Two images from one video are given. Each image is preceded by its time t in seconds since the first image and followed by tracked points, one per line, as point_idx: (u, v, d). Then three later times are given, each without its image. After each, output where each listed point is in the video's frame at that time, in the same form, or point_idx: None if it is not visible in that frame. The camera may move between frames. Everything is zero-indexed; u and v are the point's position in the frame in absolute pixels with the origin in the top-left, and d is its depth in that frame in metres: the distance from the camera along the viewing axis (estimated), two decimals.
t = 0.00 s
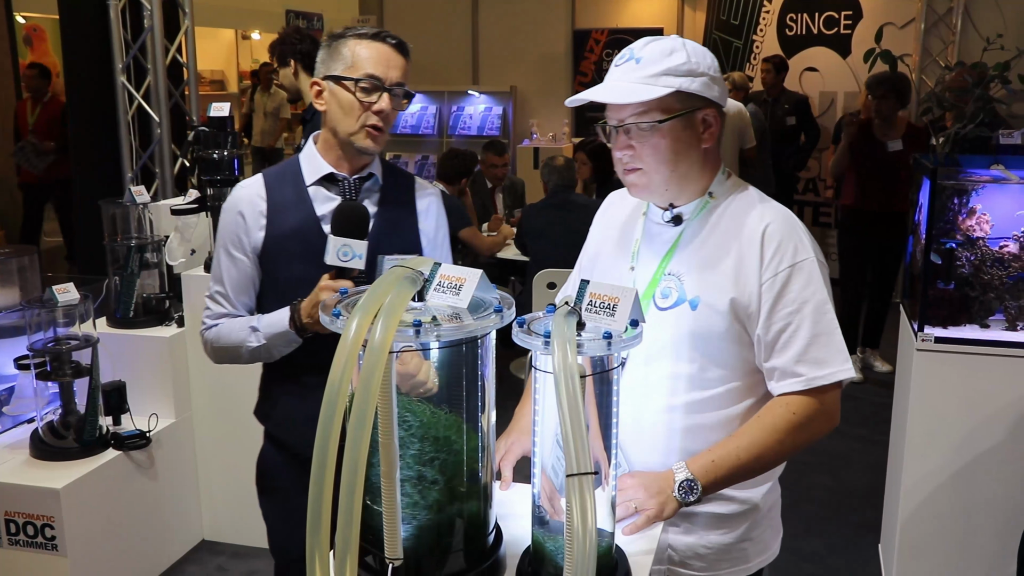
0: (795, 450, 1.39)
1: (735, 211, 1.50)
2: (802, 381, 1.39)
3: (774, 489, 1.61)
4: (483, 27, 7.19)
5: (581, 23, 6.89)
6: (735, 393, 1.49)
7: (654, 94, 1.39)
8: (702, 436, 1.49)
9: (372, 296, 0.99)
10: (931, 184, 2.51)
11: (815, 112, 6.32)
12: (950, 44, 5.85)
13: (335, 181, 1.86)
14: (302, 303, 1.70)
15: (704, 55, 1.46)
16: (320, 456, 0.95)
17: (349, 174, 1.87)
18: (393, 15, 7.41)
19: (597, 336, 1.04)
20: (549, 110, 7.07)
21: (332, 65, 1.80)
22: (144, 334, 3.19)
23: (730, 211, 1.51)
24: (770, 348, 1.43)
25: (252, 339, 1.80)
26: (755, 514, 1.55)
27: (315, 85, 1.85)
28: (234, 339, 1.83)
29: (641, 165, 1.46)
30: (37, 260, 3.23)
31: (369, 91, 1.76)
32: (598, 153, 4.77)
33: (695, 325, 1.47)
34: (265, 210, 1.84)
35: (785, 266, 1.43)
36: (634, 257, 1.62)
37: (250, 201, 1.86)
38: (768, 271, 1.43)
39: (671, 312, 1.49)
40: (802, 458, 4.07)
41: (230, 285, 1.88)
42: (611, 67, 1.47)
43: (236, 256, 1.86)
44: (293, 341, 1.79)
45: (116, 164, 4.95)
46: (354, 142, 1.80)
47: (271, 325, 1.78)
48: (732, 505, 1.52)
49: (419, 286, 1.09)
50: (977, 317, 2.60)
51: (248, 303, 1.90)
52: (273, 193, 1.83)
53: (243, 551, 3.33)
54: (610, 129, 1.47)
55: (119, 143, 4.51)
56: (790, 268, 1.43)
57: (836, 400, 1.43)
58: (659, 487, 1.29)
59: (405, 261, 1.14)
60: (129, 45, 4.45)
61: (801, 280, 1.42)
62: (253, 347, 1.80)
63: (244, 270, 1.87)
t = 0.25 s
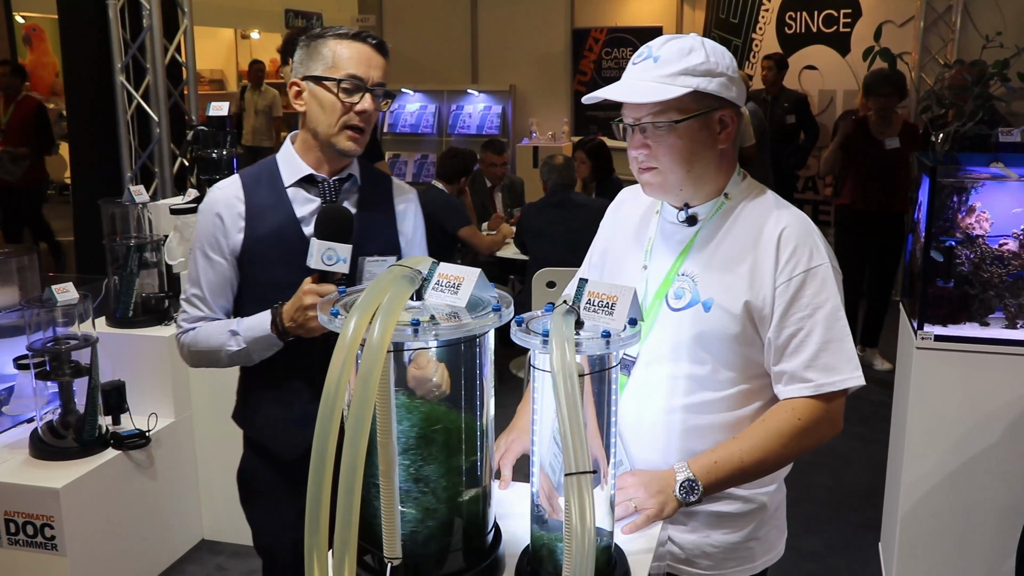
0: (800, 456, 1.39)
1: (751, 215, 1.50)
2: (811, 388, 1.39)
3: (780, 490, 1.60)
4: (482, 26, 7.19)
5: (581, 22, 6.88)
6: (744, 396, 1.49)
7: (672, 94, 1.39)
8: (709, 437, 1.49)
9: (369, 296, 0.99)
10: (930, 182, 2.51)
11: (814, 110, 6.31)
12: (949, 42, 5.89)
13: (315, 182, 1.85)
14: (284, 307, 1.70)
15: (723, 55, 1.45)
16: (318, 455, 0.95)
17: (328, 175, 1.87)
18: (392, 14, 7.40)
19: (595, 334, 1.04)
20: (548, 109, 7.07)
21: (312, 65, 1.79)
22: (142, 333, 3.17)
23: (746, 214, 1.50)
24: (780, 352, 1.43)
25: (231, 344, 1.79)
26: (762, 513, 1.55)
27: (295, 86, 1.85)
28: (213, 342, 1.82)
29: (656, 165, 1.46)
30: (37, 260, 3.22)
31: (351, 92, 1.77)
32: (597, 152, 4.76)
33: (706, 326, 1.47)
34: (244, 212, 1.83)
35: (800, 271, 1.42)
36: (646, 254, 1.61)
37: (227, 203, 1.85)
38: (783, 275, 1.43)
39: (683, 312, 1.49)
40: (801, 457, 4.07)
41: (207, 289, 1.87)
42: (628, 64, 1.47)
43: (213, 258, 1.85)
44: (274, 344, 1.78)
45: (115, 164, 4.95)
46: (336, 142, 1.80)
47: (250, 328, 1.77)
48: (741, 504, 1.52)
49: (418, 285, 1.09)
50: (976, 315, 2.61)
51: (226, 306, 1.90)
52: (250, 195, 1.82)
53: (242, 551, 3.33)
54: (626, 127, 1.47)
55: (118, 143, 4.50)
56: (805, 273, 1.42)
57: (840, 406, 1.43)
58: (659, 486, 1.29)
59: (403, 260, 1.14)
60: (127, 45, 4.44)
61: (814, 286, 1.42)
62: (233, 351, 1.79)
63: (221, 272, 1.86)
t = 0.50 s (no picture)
0: (802, 458, 1.39)
1: (758, 216, 1.50)
2: (814, 390, 1.39)
3: (781, 489, 1.60)
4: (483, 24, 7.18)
5: (582, 21, 6.88)
6: (747, 397, 1.49)
7: (680, 94, 1.39)
8: (712, 437, 1.49)
9: (371, 296, 0.99)
10: (932, 181, 2.51)
11: (815, 110, 6.31)
12: (951, 41, 5.84)
13: (298, 186, 1.86)
14: (270, 313, 1.72)
15: (733, 55, 1.44)
16: (320, 453, 0.95)
17: (312, 179, 1.88)
18: (393, 12, 7.39)
19: (597, 334, 1.04)
20: (549, 107, 7.08)
21: (299, 69, 1.78)
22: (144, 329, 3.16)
23: (753, 215, 1.50)
24: (783, 353, 1.43)
25: (213, 348, 1.78)
26: (764, 512, 1.55)
27: (280, 89, 1.82)
28: (194, 347, 1.82)
29: (662, 164, 1.46)
30: (38, 258, 3.22)
31: (340, 98, 1.76)
32: (598, 151, 4.76)
33: (710, 326, 1.47)
34: (226, 215, 1.81)
35: (805, 273, 1.42)
36: (651, 253, 1.61)
37: (210, 205, 1.83)
38: (788, 277, 1.43)
39: (688, 312, 1.49)
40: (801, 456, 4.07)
41: (187, 292, 1.85)
42: (638, 62, 1.47)
43: (194, 261, 1.83)
44: (257, 348, 1.78)
45: (115, 161, 4.95)
46: (323, 148, 1.80)
47: (233, 333, 1.77)
48: (742, 504, 1.52)
49: (419, 284, 1.09)
50: (977, 315, 2.61)
51: (205, 309, 1.88)
52: (233, 197, 1.81)
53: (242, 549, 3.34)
54: (634, 125, 1.47)
55: (120, 141, 4.51)
56: (810, 275, 1.42)
57: (841, 407, 1.43)
58: (661, 486, 1.29)
59: (404, 259, 1.14)
60: (129, 43, 4.44)
61: (819, 289, 1.42)
62: (215, 356, 1.78)
63: (202, 276, 1.84)
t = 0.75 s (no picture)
0: (801, 454, 1.39)
1: (755, 211, 1.50)
2: (814, 384, 1.39)
3: (781, 487, 1.60)
4: (484, 24, 7.18)
5: (583, 20, 6.88)
6: (746, 392, 1.49)
7: (677, 89, 1.39)
8: (711, 433, 1.48)
9: (372, 294, 0.98)
10: (934, 180, 2.51)
11: (816, 108, 6.31)
12: (952, 40, 5.92)
13: (290, 186, 1.86)
14: (263, 317, 1.72)
15: (730, 52, 1.45)
16: (322, 452, 0.95)
17: (304, 180, 1.88)
18: (393, 12, 7.38)
19: (598, 333, 1.04)
20: (550, 106, 7.08)
21: (292, 71, 1.78)
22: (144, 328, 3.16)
23: (751, 209, 1.50)
24: (783, 348, 1.43)
25: (206, 352, 1.77)
26: (765, 510, 1.54)
27: (272, 91, 1.82)
28: (186, 351, 1.81)
29: (660, 159, 1.46)
30: (40, 257, 3.23)
31: (334, 101, 1.77)
32: (600, 150, 4.75)
33: (709, 322, 1.47)
34: (219, 217, 1.80)
35: (803, 268, 1.42)
36: (650, 249, 1.61)
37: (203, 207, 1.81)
38: (786, 272, 1.43)
39: (687, 308, 1.49)
40: (802, 455, 4.07)
41: (178, 294, 1.83)
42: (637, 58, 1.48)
43: (186, 263, 1.82)
44: (251, 353, 1.78)
45: (116, 160, 4.94)
46: (316, 150, 1.80)
47: (227, 337, 1.77)
48: (743, 502, 1.52)
49: (421, 283, 1.09)
50: (980, 314, 2.60)
51: (197, 312, 1.88)
52: (226, 198, 1.80)
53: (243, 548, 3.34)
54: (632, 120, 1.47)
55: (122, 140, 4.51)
56: (808, 270, 1.42)
57: (841, 404, 1.43)
58: (662, 485, 1.29)
59: (406, 258, 1.14)
60: (130, 42, 4.44)
61: (817, 284, 1.41)
62: (208, 360, 1.78)
63: (194, 278, 1.83)
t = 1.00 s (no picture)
0: (800, 451, 1.39)
1: (753, 208, 1.49)
2: (813, 382, 1.39)
3: (783, 485, 1.60)
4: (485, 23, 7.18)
5: (584, 19, 6.88)
6: (745, 390, 1.49)
7: (651, 85, 1.41)
8: (711, 431, 1.48)
9: (373, 293, 0.98)
10: (934, 180, 2.50)
11: (816, 108, 6.31)
12: (953, 39, 5.86)
13: (297, 183, 1.86)
14: (267, 314, 1.72)
15: (722, 53, 1.44)
16: (322, 451, 0.95)
17: (311, 177, 1.87)
18: (394, 10, 7.38)
19: (599, 331, 1.03)
20: (550, 105, 7.08)
21: (301, 69, 1.76)
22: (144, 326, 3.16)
23: (748, 207, 1.50)
24: (782, 346, 1.43)
25: (212, 349, 1.78)
26: (766, 508, 1.54)
27: (278, 90, 1.80)
28: (193, 348, 1.82)
29: (640, 154, 1.48)
30: (40, 255, 3.23)
31: (343, 100, 1.76)
32: (601, 149, 4.74)
33: (709, 321, 1.47)
34: (225, 215, 1.80)
35: (802, 266, 1.42)
36: (648, 248, 1.61)
37: (208, 204, 1.82)
38: (785, 270, 1.42)
39: (686, 307, 1.49)
40: (802, 454, 4.07)
41: (186, 292, 1.85)
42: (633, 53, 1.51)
43: (193, 261, 1.83)
44: (256, 350, 1.78)
45: (117, 158, 4.94)
46: (327, 149, 1.79)
47: (232, 334, 1.77)
48: (744, 500, 1.52)
49: (421, 281, 1.09)
50: (980, 313, 2.61)
51: (204, 310, 1.88)
52: (232, 195, 1.80)
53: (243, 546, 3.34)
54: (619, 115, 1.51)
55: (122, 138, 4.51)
56: (806, 268, 1.42)
57: (840, 401, 1.43)
58: (663, 483, 1.29)
59: (407, 256, 1.14)
60: (131, 40, 4.44)
61: (816, 281, 1.41)
62: (214, 357, 1.78)
63: (200, 275, 1.84)
